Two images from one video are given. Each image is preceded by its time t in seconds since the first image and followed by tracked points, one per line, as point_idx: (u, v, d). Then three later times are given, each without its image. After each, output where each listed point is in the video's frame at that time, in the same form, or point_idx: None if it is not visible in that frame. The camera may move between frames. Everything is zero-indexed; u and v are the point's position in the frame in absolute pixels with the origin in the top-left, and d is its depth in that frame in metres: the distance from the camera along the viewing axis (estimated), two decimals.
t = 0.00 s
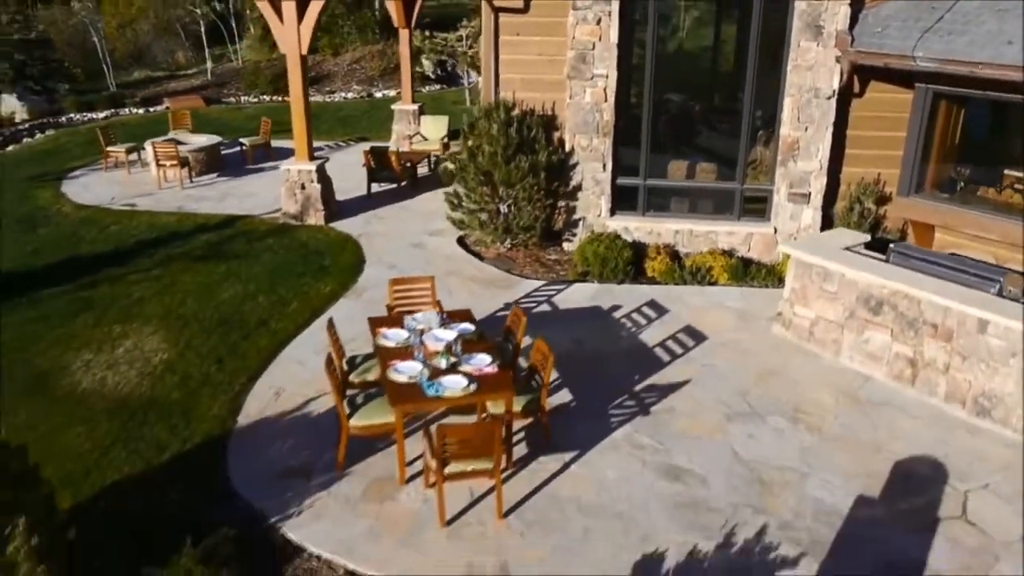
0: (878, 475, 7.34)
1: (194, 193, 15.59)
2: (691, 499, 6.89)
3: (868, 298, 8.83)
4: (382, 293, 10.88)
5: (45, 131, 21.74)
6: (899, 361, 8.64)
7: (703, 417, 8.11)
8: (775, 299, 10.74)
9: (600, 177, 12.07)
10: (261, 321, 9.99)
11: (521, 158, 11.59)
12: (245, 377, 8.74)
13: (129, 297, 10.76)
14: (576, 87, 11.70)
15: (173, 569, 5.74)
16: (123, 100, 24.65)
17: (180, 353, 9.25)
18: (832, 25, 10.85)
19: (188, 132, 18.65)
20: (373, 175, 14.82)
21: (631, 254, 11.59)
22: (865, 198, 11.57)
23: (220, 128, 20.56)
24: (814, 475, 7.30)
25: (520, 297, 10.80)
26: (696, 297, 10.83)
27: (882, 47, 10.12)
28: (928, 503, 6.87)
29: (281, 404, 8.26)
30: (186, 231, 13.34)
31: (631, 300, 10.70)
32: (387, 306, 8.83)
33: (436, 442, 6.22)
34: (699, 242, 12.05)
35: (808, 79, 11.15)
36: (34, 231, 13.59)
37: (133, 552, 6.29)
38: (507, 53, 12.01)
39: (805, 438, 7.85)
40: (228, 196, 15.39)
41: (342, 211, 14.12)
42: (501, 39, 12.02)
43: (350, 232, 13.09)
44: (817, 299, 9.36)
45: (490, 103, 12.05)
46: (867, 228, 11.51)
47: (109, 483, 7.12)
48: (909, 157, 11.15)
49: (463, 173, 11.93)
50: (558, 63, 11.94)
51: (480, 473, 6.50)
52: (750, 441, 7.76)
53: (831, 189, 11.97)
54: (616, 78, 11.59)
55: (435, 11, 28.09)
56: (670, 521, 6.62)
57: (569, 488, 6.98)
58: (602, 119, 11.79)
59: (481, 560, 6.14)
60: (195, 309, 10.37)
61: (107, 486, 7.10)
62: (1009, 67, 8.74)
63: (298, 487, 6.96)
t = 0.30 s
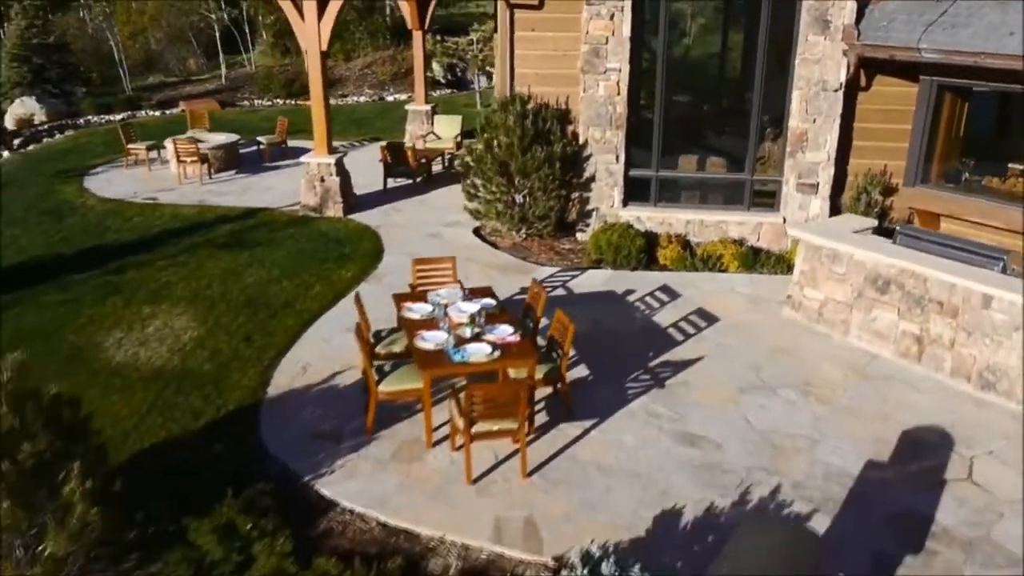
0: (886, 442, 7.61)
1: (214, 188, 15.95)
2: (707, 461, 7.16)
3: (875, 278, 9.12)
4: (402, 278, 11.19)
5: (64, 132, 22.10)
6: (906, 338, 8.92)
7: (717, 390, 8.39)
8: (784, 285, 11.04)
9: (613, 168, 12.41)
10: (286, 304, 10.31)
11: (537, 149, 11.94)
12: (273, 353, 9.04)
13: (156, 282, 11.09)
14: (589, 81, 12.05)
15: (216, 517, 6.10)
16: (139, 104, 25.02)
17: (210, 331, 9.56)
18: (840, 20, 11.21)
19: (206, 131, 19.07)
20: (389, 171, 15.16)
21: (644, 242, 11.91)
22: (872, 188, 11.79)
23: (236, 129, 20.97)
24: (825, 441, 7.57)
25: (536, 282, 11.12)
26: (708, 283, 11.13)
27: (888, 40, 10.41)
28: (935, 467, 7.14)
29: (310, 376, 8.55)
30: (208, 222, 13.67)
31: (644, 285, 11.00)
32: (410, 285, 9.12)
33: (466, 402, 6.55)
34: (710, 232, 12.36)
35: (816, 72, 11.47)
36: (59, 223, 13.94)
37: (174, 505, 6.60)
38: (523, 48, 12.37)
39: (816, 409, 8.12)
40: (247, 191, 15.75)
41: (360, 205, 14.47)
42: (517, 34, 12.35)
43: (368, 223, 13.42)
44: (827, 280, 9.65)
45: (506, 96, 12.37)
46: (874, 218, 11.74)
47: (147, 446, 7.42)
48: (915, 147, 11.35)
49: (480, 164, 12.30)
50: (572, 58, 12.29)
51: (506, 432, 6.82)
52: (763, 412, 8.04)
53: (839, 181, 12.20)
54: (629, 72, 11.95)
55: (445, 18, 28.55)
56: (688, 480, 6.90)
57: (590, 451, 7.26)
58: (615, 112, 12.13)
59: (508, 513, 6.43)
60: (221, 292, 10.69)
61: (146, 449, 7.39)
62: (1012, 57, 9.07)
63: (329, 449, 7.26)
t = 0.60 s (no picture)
0: (897, 409, 7.89)
1: (235, 185, 16.35)
2: (725, 424, 7.46)
3: (884, 257, 9.42)
4: (423, 264, 11.54)
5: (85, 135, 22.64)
6: (915, 314, 9.21)
7: (732, 363, 8.70)
8: (795, 269, 11.37)
9: (627, 159, 12.76)
10: (313, 287, 10.66)
11: (554, 140, 12.30)
12: (303, 329, 9.38)
13: (185, 268, 11.47)
14: (604, 74, 12.43)
15: (260, 469, 6.46)
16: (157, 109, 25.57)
17: (240, 311, 9.91)
18: (847, 13, 11.50)
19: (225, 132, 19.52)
20: (406, 166, 15.54)
21: (657, 230, 12.23)
22: (879, 176, 12.06)
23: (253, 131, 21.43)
24: (838, 408, 7.86)
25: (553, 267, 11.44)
26: (720, 268, 11.45)
27: (893, 31, 10.72)
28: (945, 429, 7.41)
29: (340, 350, 8.88)
30: (231, 215, 14.05)
31: (658, 269, 11.32)
32: (434, 265, 9.45)
33: (496, 362, 6.90)
34: (721, 222, 12.71)
35: (823, 64, 11.83)
36: (87, 216, 14.37)
37: (217, 461, 6.95)
38: (539, 43, 12.76)
39: (828, 380, 8.42)
40: (267, 187, 16.14)
41: (378, 199, 14.85)
42: (533, 31, 12.76)
43: (387, 215, 13.79)
44: (837, 261, 9.96)
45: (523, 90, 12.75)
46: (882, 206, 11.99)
47: (187, 411, 7.75)
48: (920, 139, 11.66)
49: (498, 155, 12.69)
50: (586, 53, 12.66)
51: (532, 393, 7.16)
52: (777, 381, 8.34)
53: (847, 171, 12.49)
54: (642, 65, 12.32)
55: (455, 25, 29.06)
56: (707, 441, 7.19)
57: (613, 416, 7.55)
58: (629, 104, 12.49)
59: (536, 467, 6.73)
60: (249, 276, 11.05)
61: (186, 414, 7.72)
62: (1014, 45, 9.37)
63: (362, 413, 7.59)
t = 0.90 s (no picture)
0: (905, 382, 8.13)
1: (250, 181, 16.66)
2: (737, 395, 7.71)
3: (891, 239, 9.66)
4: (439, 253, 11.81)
5: (99, 136, 22.94)
6: (921, 294, 9.44)
7: (744, 340, 8.95)
8: (802, 254, 11.63)
9: (636, 151, 13.06)
10: (332, 273, 10.93)
11: (566, 131, 12.60)
12: (325, 311, 9.65)
13: (206, 256, 11.73)
14: (614, 67, 12.74)
15: (293, 434, 6.73)
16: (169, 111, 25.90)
17: (263, 295, 10.18)
18: (850, 6, 11.86)
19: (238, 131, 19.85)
20: (419, 162, 15.83)
21: (667, 219, 12.52)
22: (884, 165, 12.28)
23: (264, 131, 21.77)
24: (847, 381, 8.10)
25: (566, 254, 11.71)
26: (730, 254, 11.71)
27: (900, 22, 10.94)
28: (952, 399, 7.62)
29: (362, 329, 9.15)
30: (248, 209, 14.33)
31: (668, 256, 11.60)
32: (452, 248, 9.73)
33: (519, 332, 7.19)
34: (729, 211, 13.00)
35: (829, 56, 12.11)
36: (106, 211, 14.65)
37: (248, 430, 7.20)
38: (549, 38, 13.06)
39: (837, 356, 8.66)
40: (282, 183, 16.44)
41: (392, 192, 15.15)
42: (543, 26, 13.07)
43: (401, 208, 14.07)
44: (844, 245, 10.21)
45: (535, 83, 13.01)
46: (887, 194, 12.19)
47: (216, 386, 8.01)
48: (924, 131, 11.78)
49: (510, 147, 13.00)
50: (597, 48, 12.96)
51: (553, 362, 7.46)
52: (788, 357, 8.58)
53: (852, 161, 12.71)
54: (651, 58, 12.61)
55: (461, 29, 29.47)
56: (721, 409, 7.44)
57: (629, 388, 7.80)
58: (639, 96, 12.79)
59: (557, 432, 6.99)
60: (269, 264, 11.32)
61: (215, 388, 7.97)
62: (1016, 32, 9.63)
63: (387, 385, 7.86)
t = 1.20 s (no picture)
0: (912, 353, 8.38)
1: (265, 173, 16.97)
2: (750, 364, 7.97)
3: (897, 220, 9.92)
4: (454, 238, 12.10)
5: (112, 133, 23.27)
6: (928, 272, 9.70)
7: (755, 316, 9.21)
8: (810, 239, 11.90)
9: (647, 140, 13.35)
10: (351, 257, 11.22)
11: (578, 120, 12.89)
12: (347, 290, 9.92)
13: (227, 241, 12.01)
14: (625, 58, 13.04)
15: (325, 396, 7.01)
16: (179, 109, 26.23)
17: (285, 276, 10.46)
18: None
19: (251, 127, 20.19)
20: (431, 154, 16.14)
21: (677, 206, 12.80)
22: (889, 152, 12.47)
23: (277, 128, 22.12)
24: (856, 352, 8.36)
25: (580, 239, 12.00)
26: (740, 238, 11.98)
27: (905, 12, 11.19)
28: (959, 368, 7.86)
29: (384, 306, 9.42)
30: (265, 198, 14.62)
31: (679, 240, 11.87)
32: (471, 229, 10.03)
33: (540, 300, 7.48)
34: (738, 199, 13.28)
35: (835, 45, 12.40)
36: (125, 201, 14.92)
37: (279, 396, 7.46)
38: (561, 30, 13.30)
39: (846, 330, 8.91)
40: (296, 175, 16.75)
41: (404, 183, 15.43)
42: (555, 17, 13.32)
43: (415, 197, 14.36)
44: (852, 226, 10.49)
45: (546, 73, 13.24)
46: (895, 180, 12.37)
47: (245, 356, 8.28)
48: (928, 119, 11.99)
49: (524, 136, 13.34)
50: (607, 40, 13.21)
51: (573, 330, 7.74)
52: (798, 331, 8.84)
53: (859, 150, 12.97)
54: (662, 49, 12.90)
55: (469, 29, 29.86)
56: (736, 377, 7.69)
57: (645, 357, 8.05)
58: (649, 86, 13.09)
59: (578, 396, 7.25)
60: (290, 248, 11.60)
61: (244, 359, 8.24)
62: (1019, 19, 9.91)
63: (411, 355, 8.13)
